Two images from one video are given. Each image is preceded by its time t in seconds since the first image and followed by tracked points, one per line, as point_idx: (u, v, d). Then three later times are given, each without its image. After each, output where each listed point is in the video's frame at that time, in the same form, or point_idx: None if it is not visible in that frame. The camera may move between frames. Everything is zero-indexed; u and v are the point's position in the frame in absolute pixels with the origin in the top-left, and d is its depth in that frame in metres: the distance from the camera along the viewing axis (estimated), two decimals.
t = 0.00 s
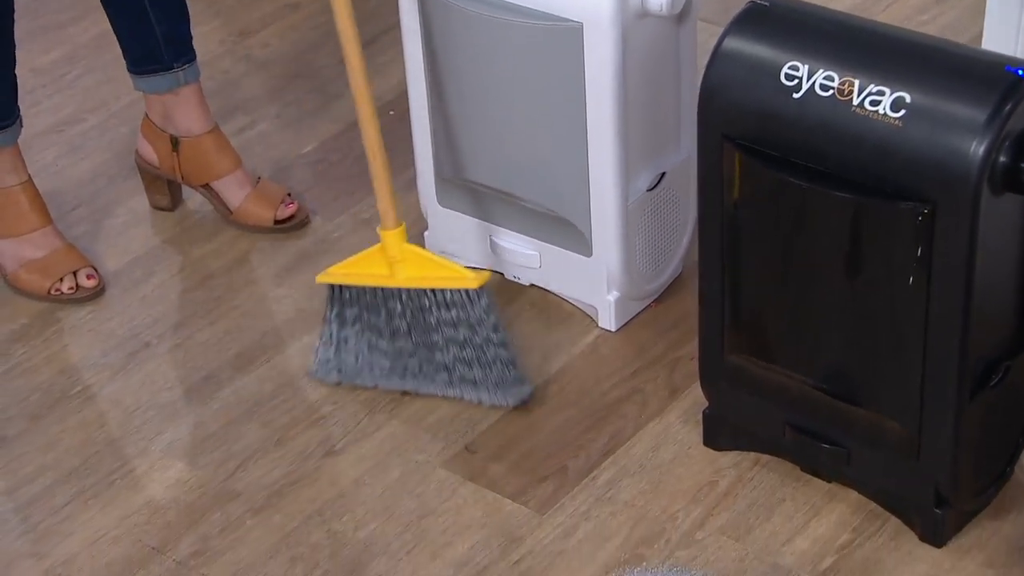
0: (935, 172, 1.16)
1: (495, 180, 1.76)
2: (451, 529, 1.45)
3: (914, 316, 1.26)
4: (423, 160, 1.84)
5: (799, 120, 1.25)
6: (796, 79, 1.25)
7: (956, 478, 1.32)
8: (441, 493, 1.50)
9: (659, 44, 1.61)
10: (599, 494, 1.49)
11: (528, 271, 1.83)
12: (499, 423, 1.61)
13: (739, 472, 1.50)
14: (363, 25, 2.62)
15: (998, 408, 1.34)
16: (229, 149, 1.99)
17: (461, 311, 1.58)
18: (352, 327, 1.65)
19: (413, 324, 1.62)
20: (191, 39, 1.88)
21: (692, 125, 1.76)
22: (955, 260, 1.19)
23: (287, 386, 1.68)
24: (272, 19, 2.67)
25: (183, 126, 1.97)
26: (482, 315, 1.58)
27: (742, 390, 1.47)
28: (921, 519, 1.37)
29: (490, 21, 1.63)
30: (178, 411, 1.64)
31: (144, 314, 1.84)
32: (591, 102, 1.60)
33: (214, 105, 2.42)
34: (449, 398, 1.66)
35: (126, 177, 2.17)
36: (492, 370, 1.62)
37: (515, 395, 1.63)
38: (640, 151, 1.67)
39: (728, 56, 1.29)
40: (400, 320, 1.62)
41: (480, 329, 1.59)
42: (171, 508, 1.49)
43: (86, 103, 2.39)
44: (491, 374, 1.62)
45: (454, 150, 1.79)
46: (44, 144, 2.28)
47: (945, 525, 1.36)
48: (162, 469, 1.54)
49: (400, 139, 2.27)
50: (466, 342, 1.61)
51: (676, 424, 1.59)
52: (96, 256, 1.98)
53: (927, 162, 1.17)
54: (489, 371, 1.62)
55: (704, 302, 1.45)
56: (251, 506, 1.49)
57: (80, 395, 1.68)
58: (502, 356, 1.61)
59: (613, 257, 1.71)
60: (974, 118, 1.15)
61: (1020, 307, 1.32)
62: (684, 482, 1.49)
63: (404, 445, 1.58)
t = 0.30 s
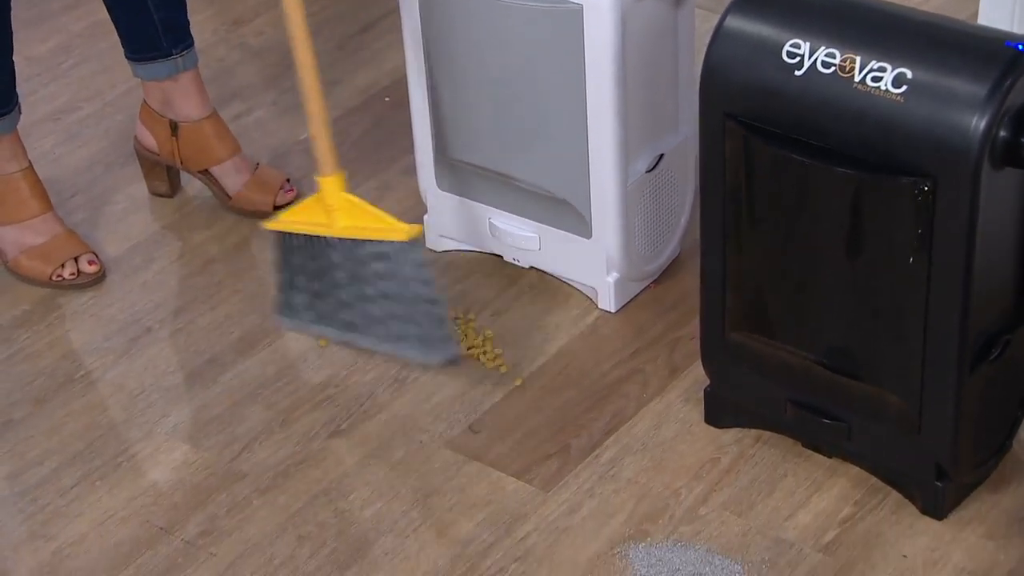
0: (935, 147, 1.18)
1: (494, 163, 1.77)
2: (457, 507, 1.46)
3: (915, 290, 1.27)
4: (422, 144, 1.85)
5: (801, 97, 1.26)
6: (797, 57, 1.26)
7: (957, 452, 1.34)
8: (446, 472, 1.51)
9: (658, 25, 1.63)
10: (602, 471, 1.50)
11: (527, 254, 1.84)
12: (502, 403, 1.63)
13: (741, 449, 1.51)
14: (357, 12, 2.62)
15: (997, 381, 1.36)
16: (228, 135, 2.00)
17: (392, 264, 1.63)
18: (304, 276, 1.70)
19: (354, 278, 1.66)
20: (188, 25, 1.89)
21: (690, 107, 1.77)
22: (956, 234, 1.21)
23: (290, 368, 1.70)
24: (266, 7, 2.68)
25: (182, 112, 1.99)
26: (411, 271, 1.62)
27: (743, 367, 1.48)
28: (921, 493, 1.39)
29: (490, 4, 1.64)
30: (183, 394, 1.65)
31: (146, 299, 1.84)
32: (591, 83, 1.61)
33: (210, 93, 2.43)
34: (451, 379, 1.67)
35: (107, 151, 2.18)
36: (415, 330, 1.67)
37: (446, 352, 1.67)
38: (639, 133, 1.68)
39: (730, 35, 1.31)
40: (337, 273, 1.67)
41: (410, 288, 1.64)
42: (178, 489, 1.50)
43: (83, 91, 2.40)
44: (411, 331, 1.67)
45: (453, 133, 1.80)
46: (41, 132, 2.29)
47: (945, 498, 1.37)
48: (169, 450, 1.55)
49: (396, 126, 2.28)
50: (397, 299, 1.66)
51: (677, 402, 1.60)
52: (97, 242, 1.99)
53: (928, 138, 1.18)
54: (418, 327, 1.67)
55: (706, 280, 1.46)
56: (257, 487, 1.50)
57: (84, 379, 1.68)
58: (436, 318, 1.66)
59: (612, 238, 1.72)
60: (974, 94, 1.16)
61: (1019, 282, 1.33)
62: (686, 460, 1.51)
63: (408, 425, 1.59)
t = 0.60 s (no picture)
0: (939, 124, 1.20)
1: (496, 148, 1.79)
2: (464, 487, 1.48)
3: (920, 267, 1.29)
4: (423, 129, 1.86)
5: (806, 77, 1.28)
6: (801, 37, 1.28)
7: (960, 426, 1.36)
8: (453, 453, 1.53)
9: (660, 9, 1.64)
10: (608, 451, 1.52)
11: (529, 238, 1.85)
12: (506, 385, 1.64)
13: (745, 428, 1.53)
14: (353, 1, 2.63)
15: (999, 357, 1.38)
16: (229, 124, 2.01)
17: (117, 282, 1.50)
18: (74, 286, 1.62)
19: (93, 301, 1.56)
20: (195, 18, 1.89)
21: (690, 92, 1.79)
22: (960, 210, 1.23)
23: (294, 353, 1.71)
24: None
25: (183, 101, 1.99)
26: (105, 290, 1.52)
27: (747, 346, 1.50)
28: (924, 468, 1.41)
29: None
30: (190, 379, 1.67)
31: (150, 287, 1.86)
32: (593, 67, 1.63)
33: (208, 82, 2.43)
34: (455, 362, 1.68)
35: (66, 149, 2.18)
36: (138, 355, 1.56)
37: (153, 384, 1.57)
38: (640, 116, 1.70)
39: (734, 17, 1.32)
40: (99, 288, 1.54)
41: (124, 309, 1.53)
42: (187, 472, 1.51)
43: (81, 81, 2.40)
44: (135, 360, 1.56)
45: (455, 119, 1.82)
46: (41, 122, 2.29)
47: (948, 473, 1.39)
48: (177, 434, 1.57)
49: (394, 114, 2.29)
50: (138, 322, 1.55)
51: (681, 382, 1.62)
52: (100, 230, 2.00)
53: (932, 116, 1.20)
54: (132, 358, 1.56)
55: (710, 261, 1.48)
56: (266, 469, 1.51)
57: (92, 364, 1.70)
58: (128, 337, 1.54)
59: (614, 220, 1.73)
60: (978, 72, 1.18)
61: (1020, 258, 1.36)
62: (690, 439, 1.52)
63: (414, 407, 1.61)
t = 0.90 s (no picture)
0: (942, 109, 1.21)
1: (497, 137, 1.80)
2: (470, 474, 1.49)
3: (923, 250, 1.31)
4: (424, 119, 1.87)
5: (809, 63, 1.29)
6: (805, 23, 1.29)
7: (963, 407, 1.38)
8: (459, 440, 1.54)
9: None
10: (613, 436, 1.53)
11: (529, 228, 1.86)
12: (510, 373, 1.65)
13: (748, 413, 1.54)
14: None
15: (1001, 339, 1.40)
16: (229, 116, 2.01)
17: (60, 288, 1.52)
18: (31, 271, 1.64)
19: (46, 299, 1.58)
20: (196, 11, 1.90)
21: (689, 80, 1.80)
22: (964, 193, 1.24)
23: (298, 343, 1.72)
24: None
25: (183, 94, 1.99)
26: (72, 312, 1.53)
27: (751, 331, 1.51)
28: (927, 450, 1.42)
29: None
30: (195, 369, 1.67)
31: (152, 277, 1.87)
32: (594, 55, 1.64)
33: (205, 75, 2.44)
34: (459, 351, 1.69)
35: (30, 121, 2.21)
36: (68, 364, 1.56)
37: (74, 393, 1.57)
38: (641, 104, 1.71)
39: (737, 3, 1.33)
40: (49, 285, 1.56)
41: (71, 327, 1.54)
42: (194, 460, 1.52)
43: (79, 75, 2.41)
44: (70, 372, 1.56)
45: (455, 109, 1.82)
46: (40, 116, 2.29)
47: (951, 454, 1.41)
48: (184, 424, 1.57)
49: (393, 105, 2.29)
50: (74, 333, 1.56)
51: (684, 368, 1.63)
52: (101, 223, 2.00)
53: (936, 99, 1.22)
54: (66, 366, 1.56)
55: (713, 247, 1.49)
56: (273, 457, 1.52)
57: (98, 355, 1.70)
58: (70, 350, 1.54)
59: (615, 209, 1.74)
60: (981, 56, 1.19)
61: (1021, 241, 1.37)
62: (694, 424, 1.54)
63: (419, 395, 1.62)
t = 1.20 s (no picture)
0: (947, 96, 1.22)
1: (498, 128, 1.80)
2: (476, 463, 1.49)
3: (927, 236, 1.32)
4: (424, 111, 1.87)
5: (813, 51, 1.30)
6: (808, 12, 1.30)
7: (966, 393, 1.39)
8: (464, 430, 1.55)
9: None
10: (617, 424, 1.54)
11: (530, 218, 1.87)
12: (513, 363, 1.66)
13: (751, 400, 1.55)
14: None
15: (1003, 325, 1.41)
16: (231, 106, 2.02)
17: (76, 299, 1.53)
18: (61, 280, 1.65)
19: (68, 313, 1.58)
20: None
21: (689, 70, 1.80)
22: (968, 180, 1.26)
23: (302, 334, 1.72)
24: None
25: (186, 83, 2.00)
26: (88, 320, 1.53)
27: (754, 318, 1.52)
28: (930, 436, 1.44)
29: None
30: (199, 361, 1.68)
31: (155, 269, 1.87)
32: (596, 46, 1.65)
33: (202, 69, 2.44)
34: (462, 341, 1.70)
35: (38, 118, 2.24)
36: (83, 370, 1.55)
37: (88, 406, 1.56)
38: (642, 95, 1.72)
39: None
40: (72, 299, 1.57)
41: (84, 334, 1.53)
42: (201, 452, 1.53)
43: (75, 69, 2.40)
44: (84, 379, 1.55)
45: (455, 100, 1.83)
46: (37, 110, 2.29)
47: (954, 439, 1.42)
48: (189, 415, 1.58)
49: (390, 98, 2.30)
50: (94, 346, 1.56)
51: (686, 357, 1.64)
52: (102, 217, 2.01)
53: (940, 87, 1.23)
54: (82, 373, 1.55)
55: (716, 235, 1.50)
56: (279, 448, 1.53)
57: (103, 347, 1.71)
58: (84, 359, 1.54)
59: (616, 199, 1.75)
60: (984, 43, 1.21)
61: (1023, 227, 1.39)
62: (698, 412, 1.55)
63: (423, 385, 1.62)
